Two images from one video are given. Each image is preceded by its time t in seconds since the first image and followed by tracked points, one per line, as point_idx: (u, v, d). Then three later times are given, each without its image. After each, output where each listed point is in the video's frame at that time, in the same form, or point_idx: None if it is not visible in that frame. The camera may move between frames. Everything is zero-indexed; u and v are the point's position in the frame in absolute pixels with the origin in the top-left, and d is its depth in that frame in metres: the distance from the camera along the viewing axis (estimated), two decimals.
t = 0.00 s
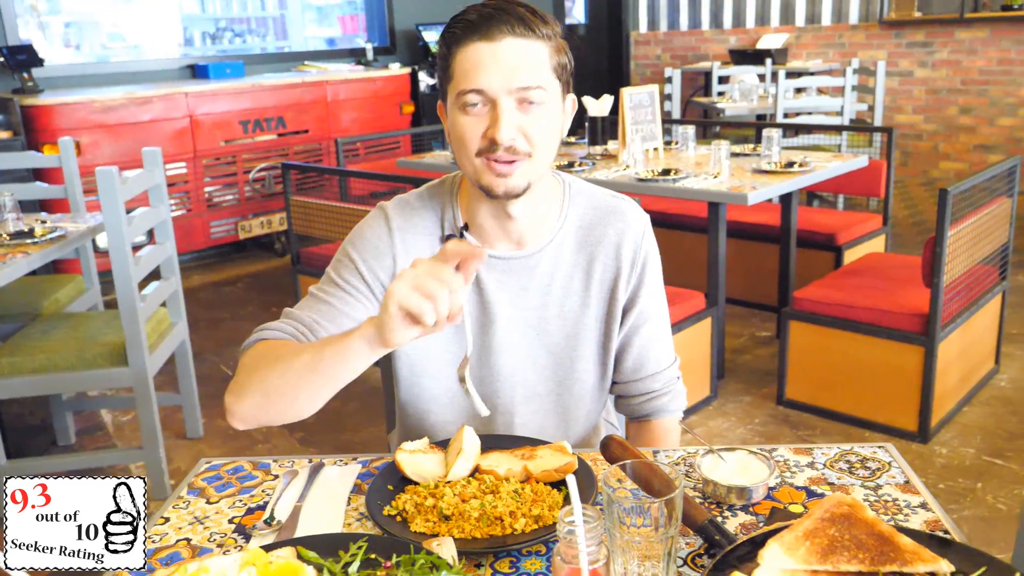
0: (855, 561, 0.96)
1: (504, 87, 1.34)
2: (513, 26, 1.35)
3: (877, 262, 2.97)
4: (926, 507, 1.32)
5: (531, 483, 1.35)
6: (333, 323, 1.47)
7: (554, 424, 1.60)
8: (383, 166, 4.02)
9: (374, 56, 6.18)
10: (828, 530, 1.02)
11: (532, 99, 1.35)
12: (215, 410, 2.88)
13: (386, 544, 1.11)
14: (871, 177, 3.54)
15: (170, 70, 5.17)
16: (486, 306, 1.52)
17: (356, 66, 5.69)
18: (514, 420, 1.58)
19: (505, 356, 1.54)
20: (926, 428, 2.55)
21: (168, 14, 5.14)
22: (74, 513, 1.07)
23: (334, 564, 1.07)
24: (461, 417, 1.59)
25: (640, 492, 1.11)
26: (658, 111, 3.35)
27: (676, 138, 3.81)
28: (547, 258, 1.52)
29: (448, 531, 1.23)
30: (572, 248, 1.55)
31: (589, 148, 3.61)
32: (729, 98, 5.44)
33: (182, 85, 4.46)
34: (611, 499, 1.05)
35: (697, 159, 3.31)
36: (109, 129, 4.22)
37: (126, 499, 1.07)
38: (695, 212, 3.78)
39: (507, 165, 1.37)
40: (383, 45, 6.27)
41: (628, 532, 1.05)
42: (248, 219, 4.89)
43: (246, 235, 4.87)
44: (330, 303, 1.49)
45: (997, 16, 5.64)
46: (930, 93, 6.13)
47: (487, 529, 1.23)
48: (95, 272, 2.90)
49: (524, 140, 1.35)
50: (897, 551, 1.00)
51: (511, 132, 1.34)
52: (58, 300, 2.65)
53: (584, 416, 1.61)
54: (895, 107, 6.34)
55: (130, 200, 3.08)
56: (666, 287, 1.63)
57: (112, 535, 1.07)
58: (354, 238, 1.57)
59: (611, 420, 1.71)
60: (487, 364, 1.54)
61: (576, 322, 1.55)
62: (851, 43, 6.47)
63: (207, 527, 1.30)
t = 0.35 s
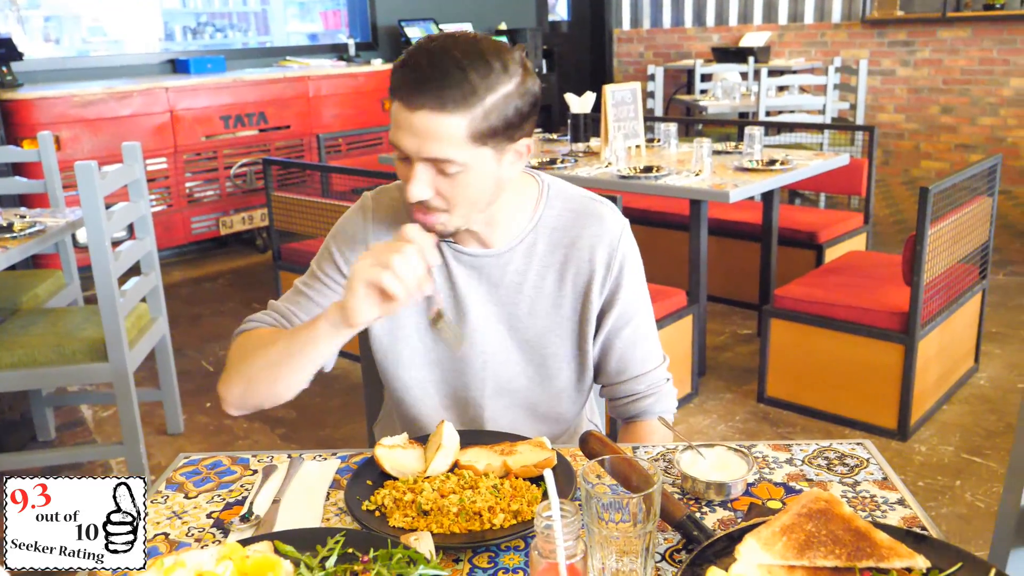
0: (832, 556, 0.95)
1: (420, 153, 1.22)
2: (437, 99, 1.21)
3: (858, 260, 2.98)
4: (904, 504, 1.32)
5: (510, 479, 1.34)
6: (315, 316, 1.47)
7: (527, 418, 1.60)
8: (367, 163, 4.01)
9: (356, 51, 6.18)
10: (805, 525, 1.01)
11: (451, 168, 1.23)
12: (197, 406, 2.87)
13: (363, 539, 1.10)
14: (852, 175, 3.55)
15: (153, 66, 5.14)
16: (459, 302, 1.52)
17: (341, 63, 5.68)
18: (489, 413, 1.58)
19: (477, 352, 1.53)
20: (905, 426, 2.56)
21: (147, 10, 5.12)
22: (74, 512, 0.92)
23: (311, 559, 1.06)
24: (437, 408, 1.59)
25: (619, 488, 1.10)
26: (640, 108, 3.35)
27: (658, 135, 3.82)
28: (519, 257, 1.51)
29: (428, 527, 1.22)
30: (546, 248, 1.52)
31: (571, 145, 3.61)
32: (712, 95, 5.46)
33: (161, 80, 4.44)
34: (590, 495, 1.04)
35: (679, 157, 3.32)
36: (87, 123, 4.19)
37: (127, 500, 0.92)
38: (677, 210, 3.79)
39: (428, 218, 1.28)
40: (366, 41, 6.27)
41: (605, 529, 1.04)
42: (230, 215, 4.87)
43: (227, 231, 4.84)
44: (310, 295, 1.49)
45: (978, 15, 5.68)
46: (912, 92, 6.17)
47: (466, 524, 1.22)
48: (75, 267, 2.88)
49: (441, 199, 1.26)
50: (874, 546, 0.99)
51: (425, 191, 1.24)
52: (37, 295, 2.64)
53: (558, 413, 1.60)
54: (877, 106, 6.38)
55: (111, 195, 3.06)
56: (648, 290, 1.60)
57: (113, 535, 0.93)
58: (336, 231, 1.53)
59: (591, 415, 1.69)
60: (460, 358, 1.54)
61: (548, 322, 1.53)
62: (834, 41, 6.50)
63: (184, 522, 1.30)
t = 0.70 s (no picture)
0: (831, 555, 0.93)
1: (434, 158, 1.25)
2: (446, 100, 1.25)
3: (857, 259, 2.99)
4: (904, 502, 1.27)
5: (512, 477, 1.31)
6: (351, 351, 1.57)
7: (531, 421, 1.60)
8: (368, 163, 4.04)
9: (359, 53, 6.23)
10: (805, 523, 0.98)
11: (465, 170, 1.27)
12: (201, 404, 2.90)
13: (364, 535, 1.08)
14: (849, 174, 3.56)
15: (159, 68, 5.19)
16: (459, 305, 1.53)
17: (345, 64, 5.72)
18: (493, 417, 1.58)
19: (479, 354, 1.54)
20: (904, 425, 2.56)
21: (154, 13, 5.18)
22: (75, 512, 0.93)
23: (313, 556, 1.04)
24: (441, 412, 1.60)
25: (619, 485, 1.11)
26: (639, 108, 3.37)
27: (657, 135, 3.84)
28: (516, 259, 1.52)
29: (429, 524, 1.21)
30: (543, 250, 1.54)
31: (570, 145, 3.64)
32: (710, 96, 5.48)
33: (167, 83, 4.49)
34: (589, 491, 1.04)
35: (678, 157, 3.33)
36: (95, 126, 4.24)
37: (128, 502, 0.95)
38: (677, 209, 3.81)
39: (444, 221, 1.33)
40: (368, 43, 6.32)
41: (605, 527, 1.03)
42: (235, 216, 4.91)
43: (232, 231, 4.88)
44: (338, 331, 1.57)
45: (975, 15, 5.68)
46: (909, 92, 6.18)
47: (466, 522, 1.21)
48: (82, 266, 2.92)
49: (458, 202, 1.30)
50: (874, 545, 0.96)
51: (442, 196, 1.28)
52: (45, 294, 2.68)
53: (562, 414, 1.60)
54: (874, 106, 6.39)
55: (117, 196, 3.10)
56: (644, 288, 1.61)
57: (113, 535, 0.95)
58: (349, 241, 1.59)
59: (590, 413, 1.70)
60: (463, 361, 1.55)
61: (548, 322, 1.54)
62: (831, 42, 6.51)
63: (189, 518, 1.31)
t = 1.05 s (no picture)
0: (845, 553, 0.92)
1: (469, 139, 1.26)
2: (477, 81, 1.25)
3: (866, 257, 2.98)
4: (916, 501, 1.26)
5: (522, 476, 1.30)
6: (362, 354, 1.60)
7: (537, 414, 1.58)
8: (375, 163, 4.05)
9: (365, 53, 6.23)
10: (817, 522, 0.98)
11: (498, 149, 1.27)
12: (209, 404, 2.90)
13: (374, 533, 1.07)
14: (858, 172, 3.54)
15: (166, 69, 5.20)
16: (465, 297, 1.52)
17: (351, 65, 5.73)
18: (499, 410, 1.56)
19: (486, 347, 1.53)
20: (913, 424, 2.55)
21: (161, 14, 5.19)
22: (74, 512, 0.93)
23: (322, 555, 1.04)
24: (446, 408, 1.58)
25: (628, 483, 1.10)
26: (647, 106, 3.36)
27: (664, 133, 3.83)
28: (520, 250, 1.51)
29: (437, 523, 1.20)
30: (547, 240, 1.53)
31: (578, 144, 3.63)
32: (718, 94, 5.48)
33: (173, 83, 4.49)
34: (598, 489, 1.03)
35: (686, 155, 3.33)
36: (102, 126, 4.25)
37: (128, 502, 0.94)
38: (684, 207, 3.80)
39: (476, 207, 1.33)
40: (374, 42, 6.33)
41: (615, 525, 1.03)
42: (241, 216, 4.92)
43: (239, 232, 4.88)
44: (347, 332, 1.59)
45: (985, 11, 5.65)
46: (919, 89, 6.15)
47: (475, 521, 1.20)
48: (90, 267, 2.92)
49: (491, 182, 1.30)
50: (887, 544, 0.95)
51: (477, 180, 1.28)
52: (54, 294, 2.68)
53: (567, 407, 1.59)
54: (883, 104, 6.37)
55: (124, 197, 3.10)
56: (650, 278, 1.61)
57: (112, 535, 0.95)
58: (353, 236, 1.59)
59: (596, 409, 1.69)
60: (470, 354, 1.54)
61: (554, 313, 1.53)
62: (840, 39, 6.48)
63: (198, 517, 1.31)
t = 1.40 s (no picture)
0: (857, 539, 0.92)
1: (492, 124, 1.25)
2: (501, 67, 1.24)
3: (876, 242, 2.97)
4: (927, 487, 1.26)
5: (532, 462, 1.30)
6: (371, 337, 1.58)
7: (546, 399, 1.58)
8: (382, 151, 4.04)
9: (371, 41, 6.21)
10: (829, 508, 0.98)
11: (519, 137, 1.26)
12: (219, 392, 2.91)
13: (385, 520, 1.08)
14: (868, 158, 3.52)
15: (172, 58, 5.20)
16: (477, 281, 1.52)
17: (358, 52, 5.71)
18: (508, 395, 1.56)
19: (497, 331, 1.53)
20: (922, 410, 2.55)
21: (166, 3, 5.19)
22: (74, 513, 0.94)
23: (335, 540, 1.04)
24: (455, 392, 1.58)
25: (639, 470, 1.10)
26: (654, 92, 3.35)
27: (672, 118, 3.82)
28: (533, 234, 1.51)
29: (448, 509, 1.20)
30: (559, 224, 1.53)
31: (585, 130, 3.62)
32: (725, 79, 5.45)
33: (179, 73, 4.49)
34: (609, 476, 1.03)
35: (693, 141, 3.32)
36: (109, 116, 4.25)
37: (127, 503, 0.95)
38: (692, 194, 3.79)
39: (496, 194, 1.33)
40: (380, 30, 6.31)
41: (625, 512, 1.03)
42: (249, 205, 4.92)
43: (247, 221, 4.89)
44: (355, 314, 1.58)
45: None
46: (929, 73, 6.11)
47: (486, 507, 1.20)
48: (99, 255, 2.93)
49: (512, 170, 1.30)
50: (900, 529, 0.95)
51: (497, 165, 1.28)
52: (63, 283, 2.69)
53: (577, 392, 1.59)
54: (892, 88, 6.33)
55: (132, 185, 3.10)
56: (669, 260, 1.60)
57: (113, 535, 0.95)
58: (365, 217, 1.58)
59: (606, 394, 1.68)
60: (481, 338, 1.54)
61: (565, 296, 1.53)
62: (848, 23, 6.44)
63: (210, 504, 1.32)
